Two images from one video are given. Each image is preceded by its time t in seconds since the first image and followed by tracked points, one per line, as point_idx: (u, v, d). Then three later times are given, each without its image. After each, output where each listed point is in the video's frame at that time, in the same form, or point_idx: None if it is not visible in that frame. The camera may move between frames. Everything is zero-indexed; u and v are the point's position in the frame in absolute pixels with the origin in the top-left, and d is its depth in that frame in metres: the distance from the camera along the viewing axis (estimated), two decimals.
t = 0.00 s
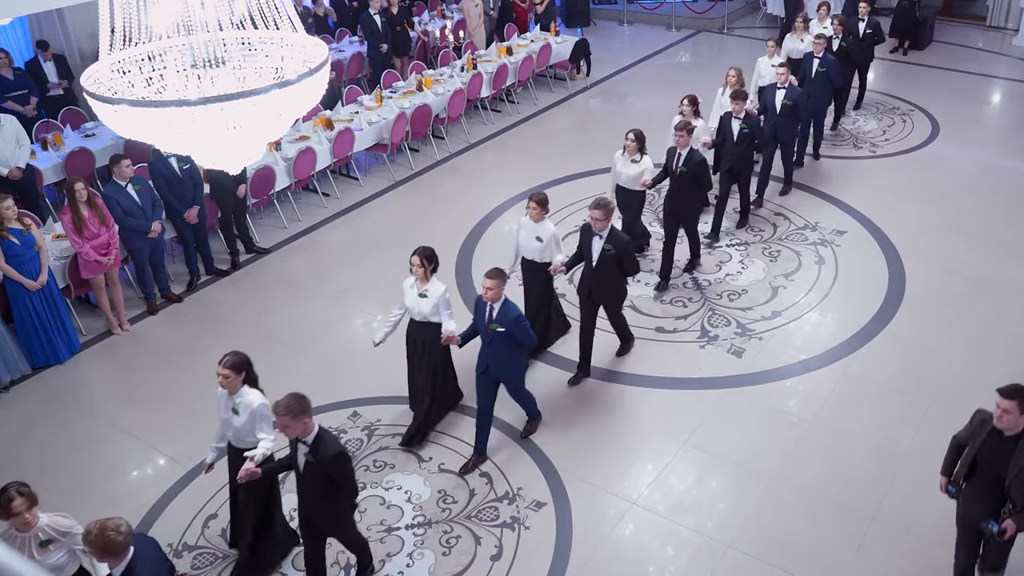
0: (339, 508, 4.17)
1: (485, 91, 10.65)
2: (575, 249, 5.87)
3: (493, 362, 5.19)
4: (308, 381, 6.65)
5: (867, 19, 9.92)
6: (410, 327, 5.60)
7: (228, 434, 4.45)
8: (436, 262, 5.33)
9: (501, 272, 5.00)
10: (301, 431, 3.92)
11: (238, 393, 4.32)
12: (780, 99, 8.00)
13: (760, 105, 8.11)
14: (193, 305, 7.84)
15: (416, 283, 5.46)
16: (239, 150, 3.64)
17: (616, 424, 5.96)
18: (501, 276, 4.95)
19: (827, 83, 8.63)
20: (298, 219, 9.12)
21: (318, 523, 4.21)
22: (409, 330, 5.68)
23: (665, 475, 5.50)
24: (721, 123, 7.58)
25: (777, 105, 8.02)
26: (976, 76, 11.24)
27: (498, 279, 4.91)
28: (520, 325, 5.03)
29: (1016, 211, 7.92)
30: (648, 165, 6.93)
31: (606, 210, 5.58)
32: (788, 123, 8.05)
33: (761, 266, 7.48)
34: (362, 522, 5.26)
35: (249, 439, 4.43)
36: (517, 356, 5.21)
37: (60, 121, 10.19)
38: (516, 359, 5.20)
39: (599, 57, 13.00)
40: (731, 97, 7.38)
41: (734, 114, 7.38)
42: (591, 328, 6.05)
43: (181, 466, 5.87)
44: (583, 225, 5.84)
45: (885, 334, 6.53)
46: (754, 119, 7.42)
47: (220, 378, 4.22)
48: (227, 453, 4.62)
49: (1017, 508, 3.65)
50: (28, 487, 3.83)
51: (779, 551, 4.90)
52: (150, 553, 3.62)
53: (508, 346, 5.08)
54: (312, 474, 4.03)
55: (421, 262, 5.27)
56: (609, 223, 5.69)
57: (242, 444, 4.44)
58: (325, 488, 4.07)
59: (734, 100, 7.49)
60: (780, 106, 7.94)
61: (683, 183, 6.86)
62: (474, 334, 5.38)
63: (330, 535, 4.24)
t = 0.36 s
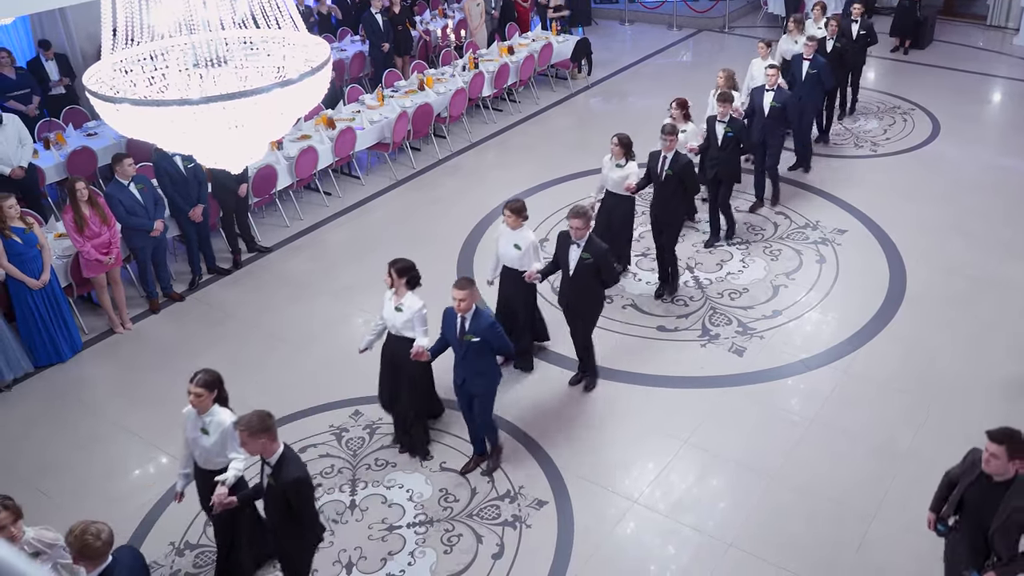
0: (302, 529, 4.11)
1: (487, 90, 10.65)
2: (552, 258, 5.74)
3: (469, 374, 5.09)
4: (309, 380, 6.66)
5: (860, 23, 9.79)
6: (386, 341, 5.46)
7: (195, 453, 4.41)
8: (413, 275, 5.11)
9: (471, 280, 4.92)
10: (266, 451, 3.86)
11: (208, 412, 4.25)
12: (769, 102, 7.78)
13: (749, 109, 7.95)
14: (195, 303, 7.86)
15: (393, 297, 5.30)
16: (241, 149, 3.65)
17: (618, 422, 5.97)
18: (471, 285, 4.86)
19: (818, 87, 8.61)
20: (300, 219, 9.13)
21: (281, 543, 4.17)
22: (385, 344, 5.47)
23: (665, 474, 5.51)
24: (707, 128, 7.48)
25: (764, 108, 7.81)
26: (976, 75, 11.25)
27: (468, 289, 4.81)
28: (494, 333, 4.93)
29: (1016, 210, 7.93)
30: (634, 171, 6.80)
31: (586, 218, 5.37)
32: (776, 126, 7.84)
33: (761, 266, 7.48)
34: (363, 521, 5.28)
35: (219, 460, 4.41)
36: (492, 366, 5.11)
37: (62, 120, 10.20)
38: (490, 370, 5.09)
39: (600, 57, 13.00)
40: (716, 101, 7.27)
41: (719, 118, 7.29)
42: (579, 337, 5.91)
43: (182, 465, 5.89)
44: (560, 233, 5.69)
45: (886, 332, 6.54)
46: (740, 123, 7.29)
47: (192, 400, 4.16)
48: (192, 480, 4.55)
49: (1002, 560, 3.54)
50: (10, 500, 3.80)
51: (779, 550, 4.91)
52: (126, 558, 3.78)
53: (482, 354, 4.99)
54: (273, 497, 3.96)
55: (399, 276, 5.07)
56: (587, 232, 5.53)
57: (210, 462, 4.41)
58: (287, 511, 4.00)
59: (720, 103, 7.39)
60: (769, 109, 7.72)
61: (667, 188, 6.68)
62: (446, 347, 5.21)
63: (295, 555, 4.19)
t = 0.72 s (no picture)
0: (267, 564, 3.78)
1: (487, 90, 10.65)
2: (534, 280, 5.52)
3: (450, 403, 4.79)
4: (309, 380, 6.66)
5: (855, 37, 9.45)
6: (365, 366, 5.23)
7: (177, 471, 4.21)
8: (390, 298, 4.94)
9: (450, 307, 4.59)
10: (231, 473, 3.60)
11: (181, 424, 4.14)
12: (759, 117, 7.63)
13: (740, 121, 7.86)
14: (195, 303, 7.86)
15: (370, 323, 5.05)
16: (241, 149, 3.65)
17: (618, 422, 5.97)
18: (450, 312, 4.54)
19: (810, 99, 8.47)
20: (300, 219, 9.13)
21: None
22: (365, 370, 5.22)
23: (665, 473, 5.51)
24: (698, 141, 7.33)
25: (755, 121, 7.70)
26: (976, 74, 11.24)
27: (446, 317, 4.49)
28: (477, 359, 4.67)
29: (1016, 210, 7.93)
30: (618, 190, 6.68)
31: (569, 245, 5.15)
32: (768, 139, 7.69)
33: (761, 266, 7.48)
34: (363, 521, 5.28)
35: (201, 469, 4.25)
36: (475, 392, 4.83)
37: (62, 120, 10.19)
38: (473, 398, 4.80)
39: (600, 57, 12.98)
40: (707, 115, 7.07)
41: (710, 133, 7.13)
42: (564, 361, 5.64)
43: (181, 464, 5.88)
44: (542, 255, 5.46)
45: (885, 332, 6.55)
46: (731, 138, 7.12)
47: (165, 413, 4.06)
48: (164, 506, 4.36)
49: None
50: None
51: (778, 549, 4.91)
52: (114, 568, 3.71)
53: (466, 381, 4.71)
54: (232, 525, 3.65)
55: (375, 302, 4.91)
56: (570, 257, 5.30)
57: (195, 474, 4.24)
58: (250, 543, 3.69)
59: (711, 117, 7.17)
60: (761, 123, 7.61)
61: (659, 210, 6.48)
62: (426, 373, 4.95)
63: None
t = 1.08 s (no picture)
0: None
1: (488, 90, 10.65)
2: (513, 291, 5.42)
3: (422, 423, 4.66)
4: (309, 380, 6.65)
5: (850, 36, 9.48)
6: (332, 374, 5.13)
7: (156, 481, 4.17)
8: (362, 306, 4.90)
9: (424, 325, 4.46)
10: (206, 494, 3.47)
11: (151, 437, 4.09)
12: (750, 122, 7.50)
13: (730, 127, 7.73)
14: (195, 303, 7.85)
15: (339, 329, 5.00)
16: (241, 149, 3.65)
17: (618, 422, 5.96)
18: (423, 328, 4.42)
19: (800, 103, 8.38)
20: (300, 219, 9.13)
21: None
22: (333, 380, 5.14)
23: (665, 473, 5.51)
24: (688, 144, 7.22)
25: (746, 127, 7.54)
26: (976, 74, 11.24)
27: (419, 333, 4.36)
28: (449, 382, 4.52)
29: (1016, 210, 7.94)
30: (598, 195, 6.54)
31: (547, 253, 5.06)
32: (758, 147, 7.52)
33: (762, 266, 7.48)
34: (363, 521, 5.28)
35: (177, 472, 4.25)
36: (451, 414, 4.70)
37: (62, 120, 10.18)
38: (448, 419, 4.67)
39: (600, 57, 12.98)
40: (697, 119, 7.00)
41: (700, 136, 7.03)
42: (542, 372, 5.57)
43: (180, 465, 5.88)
44: (522, 265, 5.37)
45: (886, 332, 6.55)
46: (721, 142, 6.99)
47: (138, 426, 3.99)
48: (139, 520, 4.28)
49: None
50: None
51: (777, 550, 4.90)
52: None
53: (437, 403, 4.58)
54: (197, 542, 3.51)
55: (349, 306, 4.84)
56: (550, 267, 5.19)
57: (173, 478, 4.24)
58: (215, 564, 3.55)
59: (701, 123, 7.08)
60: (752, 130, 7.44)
61: (643, 217, 6.34)
62: (397, 390, 4.86)
63: None
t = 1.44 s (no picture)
0: None
1: (488, 90, 10.65)
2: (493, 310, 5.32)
3: (400, 446, 4.57)
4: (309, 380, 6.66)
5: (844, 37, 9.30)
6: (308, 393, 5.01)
7: (148, 484, 4.15)
8: (337, 322, 4.76)
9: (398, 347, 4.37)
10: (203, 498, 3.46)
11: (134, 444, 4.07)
12: (738, 132, 7.50)
13: (719, 137, 7.66)
14: (195, 303, 7.86)
15: (312, 347, 4.84)
16: (240, 149, 3.65)
17: (618, 423, 5.96)
18: (396, 351, 4.33)
19: (790, 112, 8.33)
20: (300, 219, 9.13)
21: None
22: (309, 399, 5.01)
23: (665, 473, 5.51)
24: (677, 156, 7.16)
25: (733, 138, 7.54)
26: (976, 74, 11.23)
27: (391, 355, 4.28)
28: (422, 406, 4.43)
29: (1015, 210, 7.94)
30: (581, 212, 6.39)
31: (523, 269, 4.95)
32: (746, 157, 7.52)
33: (761, 266, 7.48)
34: (363, 521, 5.28)
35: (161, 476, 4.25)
36: (430, 437, 4.60)
37: (62, 120, 10.19)
38: (426, 443, 4.58)
39: (600, 57, 12.99)
40: (684, 132, 6.98)
41: (689, 147, 6.97)
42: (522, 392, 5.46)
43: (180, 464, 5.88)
44: (501, 284, 5.27)
45: (886, 331, 6.55)
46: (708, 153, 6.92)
47: (120, 432, 3.97)
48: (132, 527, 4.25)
49: None
50: None
51: (777, 550, 4.90)
52: None
53: (411, 428, 4.48)
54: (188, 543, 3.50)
55: (323, 323, 4.69)
56: (526, 284, 5.07)
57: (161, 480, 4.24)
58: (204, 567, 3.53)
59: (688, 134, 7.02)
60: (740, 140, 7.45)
61: (628, 229, 6.24)
62: (375, 414, 4.72)
63: None
